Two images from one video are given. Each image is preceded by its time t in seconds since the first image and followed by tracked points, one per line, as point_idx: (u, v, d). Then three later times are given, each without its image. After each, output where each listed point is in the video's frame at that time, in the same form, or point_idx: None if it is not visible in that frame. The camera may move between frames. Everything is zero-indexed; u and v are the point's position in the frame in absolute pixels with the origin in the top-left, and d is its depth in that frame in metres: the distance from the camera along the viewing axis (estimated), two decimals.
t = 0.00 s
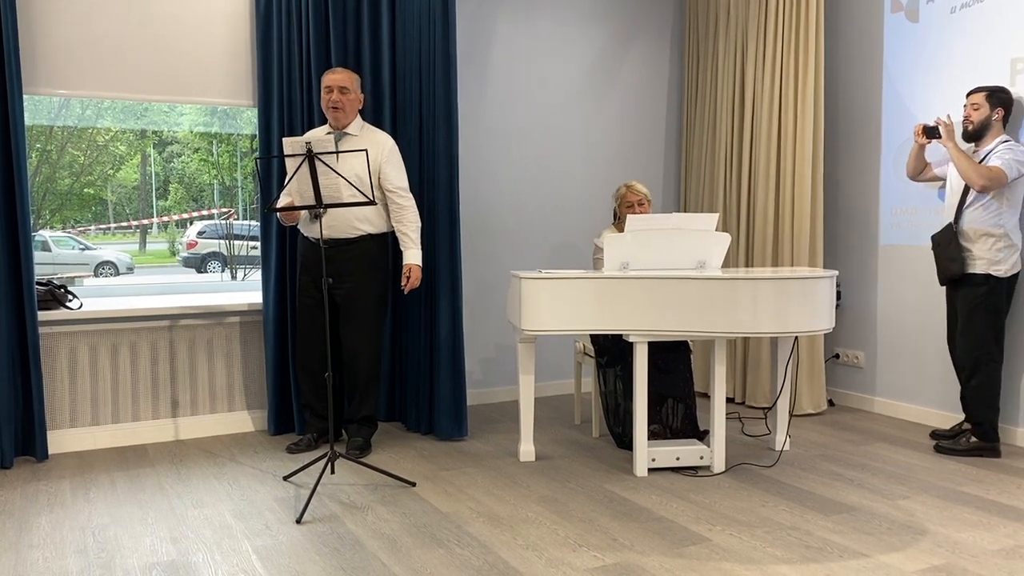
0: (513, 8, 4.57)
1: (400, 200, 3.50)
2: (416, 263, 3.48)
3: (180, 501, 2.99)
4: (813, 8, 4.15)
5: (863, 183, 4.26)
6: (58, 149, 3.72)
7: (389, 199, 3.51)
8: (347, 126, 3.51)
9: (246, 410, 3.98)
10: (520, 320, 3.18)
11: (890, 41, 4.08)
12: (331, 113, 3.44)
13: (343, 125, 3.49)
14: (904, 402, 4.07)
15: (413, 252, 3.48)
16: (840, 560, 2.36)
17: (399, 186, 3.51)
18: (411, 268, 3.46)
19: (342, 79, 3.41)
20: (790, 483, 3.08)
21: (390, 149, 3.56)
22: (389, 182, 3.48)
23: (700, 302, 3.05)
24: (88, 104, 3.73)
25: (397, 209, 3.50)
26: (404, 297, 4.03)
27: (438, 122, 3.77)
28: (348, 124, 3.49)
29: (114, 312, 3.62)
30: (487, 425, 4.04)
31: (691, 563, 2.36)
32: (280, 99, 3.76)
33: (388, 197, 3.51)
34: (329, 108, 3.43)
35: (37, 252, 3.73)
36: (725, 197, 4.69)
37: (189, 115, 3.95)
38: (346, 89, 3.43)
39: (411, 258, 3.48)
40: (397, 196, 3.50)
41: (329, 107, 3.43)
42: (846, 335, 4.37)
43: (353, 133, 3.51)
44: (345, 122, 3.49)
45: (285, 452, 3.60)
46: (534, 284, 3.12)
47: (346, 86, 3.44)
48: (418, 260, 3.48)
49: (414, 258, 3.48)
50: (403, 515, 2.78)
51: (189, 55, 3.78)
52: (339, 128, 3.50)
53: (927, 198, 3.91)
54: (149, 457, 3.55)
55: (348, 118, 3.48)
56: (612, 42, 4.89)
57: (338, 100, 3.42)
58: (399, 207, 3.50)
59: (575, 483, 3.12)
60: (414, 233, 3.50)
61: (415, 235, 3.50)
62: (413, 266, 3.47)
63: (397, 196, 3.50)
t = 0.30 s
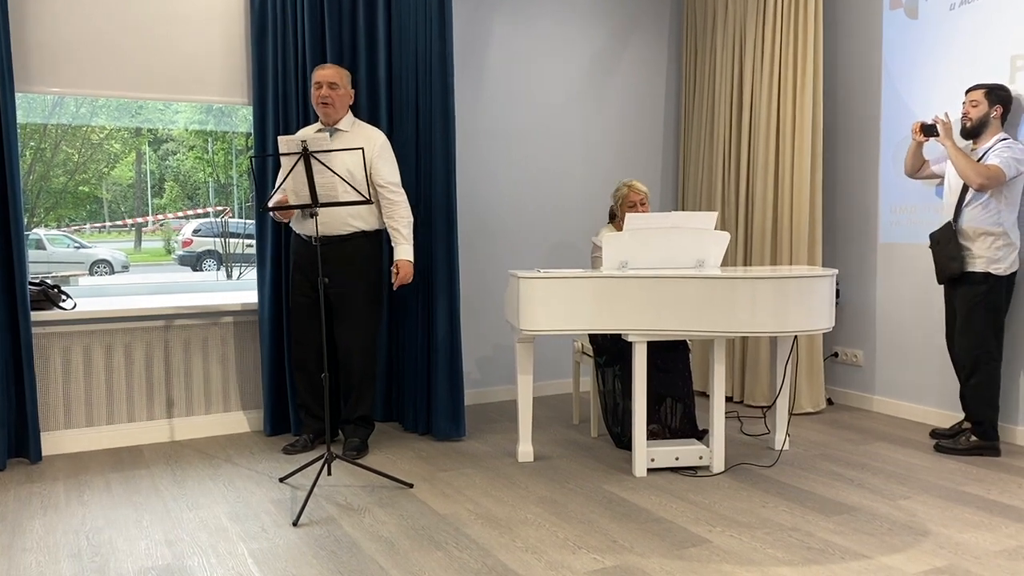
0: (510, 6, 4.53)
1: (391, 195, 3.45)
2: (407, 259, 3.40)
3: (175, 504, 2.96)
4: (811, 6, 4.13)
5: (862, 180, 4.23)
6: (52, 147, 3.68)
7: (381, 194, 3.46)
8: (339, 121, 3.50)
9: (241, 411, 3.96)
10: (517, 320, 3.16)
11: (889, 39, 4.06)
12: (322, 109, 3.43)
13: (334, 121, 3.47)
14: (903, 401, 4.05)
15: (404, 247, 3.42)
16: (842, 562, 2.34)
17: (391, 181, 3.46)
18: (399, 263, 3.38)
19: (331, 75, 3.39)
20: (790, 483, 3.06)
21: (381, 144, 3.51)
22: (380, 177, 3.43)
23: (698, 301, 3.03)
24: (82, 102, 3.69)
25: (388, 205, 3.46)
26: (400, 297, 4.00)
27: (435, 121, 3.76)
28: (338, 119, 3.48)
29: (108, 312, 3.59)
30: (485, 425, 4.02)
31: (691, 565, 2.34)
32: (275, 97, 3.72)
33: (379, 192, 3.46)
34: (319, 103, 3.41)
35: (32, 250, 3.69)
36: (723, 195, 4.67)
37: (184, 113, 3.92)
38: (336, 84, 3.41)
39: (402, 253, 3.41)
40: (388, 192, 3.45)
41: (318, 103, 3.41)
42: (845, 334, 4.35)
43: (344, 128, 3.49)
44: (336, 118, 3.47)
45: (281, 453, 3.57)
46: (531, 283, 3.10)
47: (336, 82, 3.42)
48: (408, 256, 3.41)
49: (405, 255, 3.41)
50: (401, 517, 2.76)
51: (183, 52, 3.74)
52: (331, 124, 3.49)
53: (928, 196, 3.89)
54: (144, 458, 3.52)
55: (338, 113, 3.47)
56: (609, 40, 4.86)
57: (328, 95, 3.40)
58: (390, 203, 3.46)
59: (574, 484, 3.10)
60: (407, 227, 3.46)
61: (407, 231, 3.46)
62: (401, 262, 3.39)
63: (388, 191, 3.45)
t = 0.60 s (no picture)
0: (506, 5, 4.50)
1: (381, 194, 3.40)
2: (385, 263, 3.36)
3: (169, 508, 2.92)
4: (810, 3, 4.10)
5: (861, 179, 4.21)
6: (45, 146, 3.63)
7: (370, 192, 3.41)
8: (331, 117, 3.46)
9: (236, 412, 3.92)
10: (515, 320, 3.13)
11: (887, 36, 4.04)
12: (314, 106, 3.38)
13: (326, 117, 3.44)
14: (902, 401, 4.04)
15: (384, 249, 3.38)
16: (843, 565, 2.32)
17: (382, 180, 3.41)
18: (376, 266, 3.35)
19: (322, 72, 3.34)
20: (790, 485, 3.03)
21: (374, 143, 3.47)
22: (370, 175, 3.39)
23: (696, 301, 3.00)
24: (75, 100, 3.64)
25: (376, 204, 3.41)
26: (396, 298, 3.97)
27: (431, 119, 3.71)
28: (330, 117, 3.44)
29: (101, 313, 3.54)
30: (481, 426, 3.99)
31: (691, 569, 2.31)
32: (269, 94, 3.68)
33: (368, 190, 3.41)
34: (310, 100, 3.37)
35: (25, 249, 3.63)
36: (721, 194, 4.65)
37: (178, 111, 3.87)
38: (327, 81, 3.36)
39: (383, 255, 3.37)
40: (380, 190, 3.40)
41: (310, 100, 3.37)
42: (844, 334, 4.33)
43: (336, 125, 3.47)
44: (327, 115, 3.44)
45: (275, 455, 3.54)
46: (529, 283, 3.06)
47: (327, 79, 3.37)
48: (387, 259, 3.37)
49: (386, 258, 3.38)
50: (398, 521, 2.73)
51: (176, 50, 3.70)
52: (323, 120, 3.45)
53: (928, 194, 3.87)
54: (138, 461, 3.48)
55: (330, 110, 3.43)
56: (606, 37, 4.83)
57: (320, 92, 3.35)
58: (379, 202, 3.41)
59: (572, 486, 3.07)
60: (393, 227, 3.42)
61: (392, 233, 3.42)
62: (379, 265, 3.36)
63: (379, 189, 3.40)
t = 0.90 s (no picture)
0: (503, 3, 4.47)
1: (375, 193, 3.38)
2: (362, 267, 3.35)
3: (163, 512, 2.89)
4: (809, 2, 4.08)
5: (859, 179, 4.19)
6: (39, 145, 3.60)
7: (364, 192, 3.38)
8: (325, 116, 3.44)
9: (231, 414, 3.89)
10: (513, 322, 3.10)
11: (885, 33, 4.02)
12: (307, 105, 3.37)
13: (319, 115, 3.42)
14: (901, 402, 4.02)
15: (366, 254, 3.36)
16: (845, 569, 2.30)
17: (377, 180, 3.39)
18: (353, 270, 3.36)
19: (315, 70, 3.33)
20: (790, 487, 3.02)
21: (369, 142, 3.43)
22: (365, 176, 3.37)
23: (695, 303, 2.98)
24: (69, 99, 3.61)
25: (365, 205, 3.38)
26: (393, 299, 3.94)
27: (427, 117, 3.67)
28: (324, 116, 3.43)
29: (94, 315, 3.51)
30: (478, 428, 3.97)
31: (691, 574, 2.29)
32: (264, 94, 3.65)
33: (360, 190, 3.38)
34: (303, 98, 3.35)
35: (19, 249, 3.60)
36: (719, 194, 4.63)
37: (173, 110, 3.84)
38: (320, 79, 3.35)
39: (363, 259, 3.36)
40: (375, 190, 3.38)
41: (303, 98, 3.35)
42: (842, 334, 4.31)
43: (330, 124, 3.44)
44: (322, 114, 3.42)
45: (271, 458, 3.51)
46: (527, 284, 3.03)
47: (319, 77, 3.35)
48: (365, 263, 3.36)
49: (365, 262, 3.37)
50: (395, 525, 2.70)
51: (171, 49, 3.66)
52: (316, 118, 3.43)
53: (927, 195, 3.86)
54: (132, 464, 3.44)
55: (324, 108, 3.40)
56: (603, 35, 4.80)
57: (312, 90, 3.34)
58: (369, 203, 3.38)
59: (570, 489, 3.05)
60: (378, 232, 3.38)
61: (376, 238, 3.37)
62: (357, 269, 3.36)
63: (374, 190, 3.38)
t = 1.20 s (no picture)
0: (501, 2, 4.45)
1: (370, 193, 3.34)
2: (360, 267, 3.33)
3: (157, 516, 2.86)
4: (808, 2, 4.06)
5: (857, 179, 4.18)
6: (34, 144, 3.57)
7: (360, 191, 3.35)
8: (318, 117, 3.41)
9: (226, 416, 3.86)
10: (510, 324, 3.08)
11: (883, 33, 4.01)
12: (300, 106, 3.34)
13: (313, 117, 3.39)
14: (899, 404, 4.01)
15: (363, 254, 3.33)
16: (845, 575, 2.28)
17: (372, 180, 3.36)
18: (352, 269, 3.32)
19: (306, 70, 3.30)
20: (788, 490, 3.00)
21: (364, 141, 3.40)
22: (360, 176, 3.33)
23: (692, 305, 2.96)
24: (64, 98, 3.58)
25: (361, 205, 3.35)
26: (389, 301, 3.92)
27: (424, 118, 3.65)
28: (318, 116, 3.40)
29: (88, 316, 3.48)
30: (475, 431, 3.94)
31: None
32: (259, 93, 3.62)
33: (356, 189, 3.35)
34: (295, 99, 3.32)
35: (14, 249, 3.57)
36: (717, 194, 4.61)
37: (169, 109, 3.81)
38: (311, 79, 3.32)
39: (361, 259, 3.33)
40: (369, 190, 3.35)
41: (295, 99, 3.32)
42: (840, 336, 4.30)
43: (324, 126, 3.41)
44: (315, 115, 3.39)
45: (266, 460, 3.49)
46: (524, 286, 3.01)
47: (310, 77, 3.32)
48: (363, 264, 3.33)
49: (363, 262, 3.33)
50: (391, 529, 2.68)
51: (166, 48, 3.64)
52: (310, 120, 3.40)
53: (926, 196, 3.85)
54: (126, 467, 3.42)
55: (317, 109, 3.38)
56: (601, 34, 4.78)
57: (304, 91, 3.31)
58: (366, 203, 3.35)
59: (568, 492, 3.03)
60: (374, 232, 3.35)
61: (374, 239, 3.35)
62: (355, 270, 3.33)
63: (369, 190, 3.35)
